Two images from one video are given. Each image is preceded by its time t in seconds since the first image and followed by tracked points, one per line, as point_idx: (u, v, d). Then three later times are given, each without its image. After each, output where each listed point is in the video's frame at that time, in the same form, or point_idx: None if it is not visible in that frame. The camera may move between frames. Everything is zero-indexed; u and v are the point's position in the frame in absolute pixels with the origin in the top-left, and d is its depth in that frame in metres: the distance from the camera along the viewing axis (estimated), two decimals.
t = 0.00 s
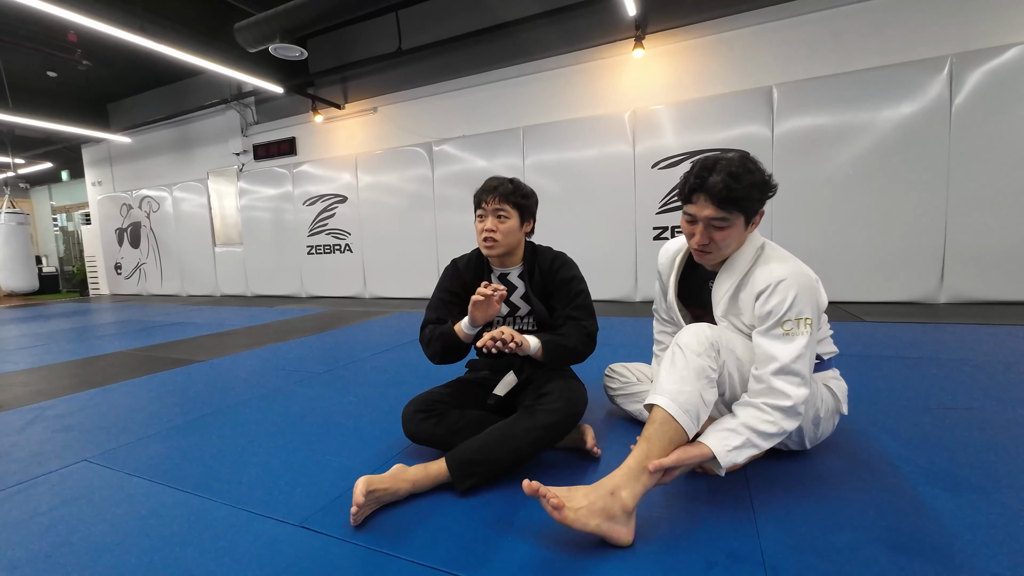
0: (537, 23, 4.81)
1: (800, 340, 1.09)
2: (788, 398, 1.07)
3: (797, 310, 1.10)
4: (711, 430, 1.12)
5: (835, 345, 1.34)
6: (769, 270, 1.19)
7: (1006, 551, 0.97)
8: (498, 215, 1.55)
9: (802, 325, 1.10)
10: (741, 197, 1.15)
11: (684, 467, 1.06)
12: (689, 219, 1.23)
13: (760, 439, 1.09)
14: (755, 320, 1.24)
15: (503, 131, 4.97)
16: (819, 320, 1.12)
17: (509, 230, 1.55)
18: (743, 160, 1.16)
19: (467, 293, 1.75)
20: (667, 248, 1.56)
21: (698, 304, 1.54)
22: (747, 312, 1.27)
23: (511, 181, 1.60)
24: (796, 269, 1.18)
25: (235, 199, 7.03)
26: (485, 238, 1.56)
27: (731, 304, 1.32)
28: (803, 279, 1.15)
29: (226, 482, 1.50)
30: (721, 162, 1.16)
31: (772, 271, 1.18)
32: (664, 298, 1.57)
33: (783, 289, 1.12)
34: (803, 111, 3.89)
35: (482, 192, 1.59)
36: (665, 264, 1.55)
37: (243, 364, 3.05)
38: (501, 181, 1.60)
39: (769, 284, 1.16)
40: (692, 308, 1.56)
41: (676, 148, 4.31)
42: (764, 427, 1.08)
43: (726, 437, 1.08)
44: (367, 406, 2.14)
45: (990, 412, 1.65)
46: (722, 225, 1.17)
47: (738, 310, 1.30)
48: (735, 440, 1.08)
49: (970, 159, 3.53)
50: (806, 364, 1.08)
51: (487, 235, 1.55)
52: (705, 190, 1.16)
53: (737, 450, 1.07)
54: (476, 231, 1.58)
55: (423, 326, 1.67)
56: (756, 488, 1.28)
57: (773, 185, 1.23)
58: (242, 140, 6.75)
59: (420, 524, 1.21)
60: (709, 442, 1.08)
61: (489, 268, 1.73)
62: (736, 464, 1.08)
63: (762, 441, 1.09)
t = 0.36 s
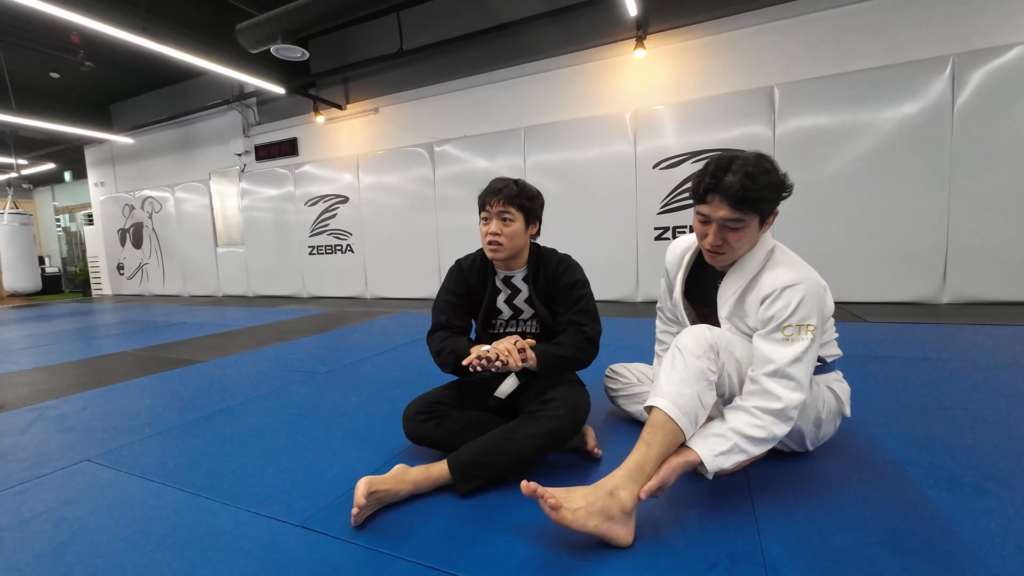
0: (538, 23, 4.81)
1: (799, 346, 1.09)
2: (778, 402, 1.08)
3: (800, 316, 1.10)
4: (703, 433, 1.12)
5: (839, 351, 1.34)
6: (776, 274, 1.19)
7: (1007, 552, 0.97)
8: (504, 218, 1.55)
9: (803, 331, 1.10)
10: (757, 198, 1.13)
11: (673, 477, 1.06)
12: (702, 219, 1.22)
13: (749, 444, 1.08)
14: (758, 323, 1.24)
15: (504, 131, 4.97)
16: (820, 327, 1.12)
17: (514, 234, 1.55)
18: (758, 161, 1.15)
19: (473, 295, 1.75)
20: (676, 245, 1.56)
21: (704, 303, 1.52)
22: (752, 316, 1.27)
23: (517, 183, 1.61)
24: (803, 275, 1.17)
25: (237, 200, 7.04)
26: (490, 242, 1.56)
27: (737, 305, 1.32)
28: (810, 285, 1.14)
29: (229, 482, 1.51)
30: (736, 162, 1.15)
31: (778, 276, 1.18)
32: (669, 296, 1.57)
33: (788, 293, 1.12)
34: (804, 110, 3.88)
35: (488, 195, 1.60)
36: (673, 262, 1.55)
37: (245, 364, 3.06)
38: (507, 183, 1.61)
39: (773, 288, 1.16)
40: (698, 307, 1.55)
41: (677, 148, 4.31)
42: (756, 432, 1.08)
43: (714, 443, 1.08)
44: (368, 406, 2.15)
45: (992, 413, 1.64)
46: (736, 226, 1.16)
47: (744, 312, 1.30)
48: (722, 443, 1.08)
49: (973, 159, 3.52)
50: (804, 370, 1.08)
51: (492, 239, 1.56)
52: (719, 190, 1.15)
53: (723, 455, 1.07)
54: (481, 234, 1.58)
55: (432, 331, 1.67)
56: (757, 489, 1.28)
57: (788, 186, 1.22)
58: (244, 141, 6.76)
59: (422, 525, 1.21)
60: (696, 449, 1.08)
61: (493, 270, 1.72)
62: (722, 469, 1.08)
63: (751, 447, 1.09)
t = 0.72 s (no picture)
0: (539, 23, 4.81)
1: (819, 350, 1.09)
2: (806, 408, 1.09)
3: (816, 319, 1.10)
4: (729, 428, 1.15)
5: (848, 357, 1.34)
6: (788, 276, 1.18)
7: (1008, 552, 0.97)
8: (515, 219, 1.56)
9: (821, 334, 1.10)
10: (768, 201, 1.13)
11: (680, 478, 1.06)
12: (711, 221, 1.21)
13: (777, 444, 1.11)
14: (770, 326, 1.23)
15: (505, 132, 4.97)
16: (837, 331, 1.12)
17: (523, 235, 1.57)
18: (769, 163, 1.14)
19: (472, 296, 1.74)
20: (686, 245, 1.57)
21: (711, 303, 1.51)
22: (762, 320, 1.26)
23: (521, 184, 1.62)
24: (815, 276, 1.17)
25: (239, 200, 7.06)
26: (501, 244, 1.55)
27: (747, 307, 1.31)
28: (824, 286, 1.14)
29: (231, 482, 1.51)
30: (747, 164, 1.14)
31: (790, 278, 1.17)
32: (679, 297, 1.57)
33: (803, 296, 1.12)
34: (805, 110, 3.88)
35: (495, 194, 1.58)
36: (682, 262, 1.55)
37: (247, 364, 3.06)
38: (511, 183, 1.61)
39: (787, 290, 1.15)
40: (705, 308, 1.54)
41: (679, 149, 4.30)
42: (782, 432, 1.11)
43: (740, 438, 1.11)
44: (371, 406, 2.15)
45: (994, 414, 1.64)
46: (746, 229, 1.16)
47: (754, 313, 1.29)
48: (747, 442, 1.11)
49: (975, 158, 3.51)
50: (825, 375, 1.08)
51: (504, 240, 1.55)
52: (729, 193, 1.14)
53: (749, 450, 1.10)
54: (491, 236, 1.56)
55: (433, 333, 1.66)
56: (759, 489, 1.28)
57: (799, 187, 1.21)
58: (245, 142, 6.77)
59: (423, 524, 1.21)
60: (726, 442, 1.11)
61: (493, 270, 1.71)
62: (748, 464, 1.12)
63: (778, 446, 1.11)
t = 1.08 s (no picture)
0: (540, 23, 4.81)
1: (828, 358, 1.09)
2: (815, 415, 1.10)
3: (828, 326, 1.10)
4: (733, 435, 1.15)
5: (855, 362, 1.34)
6: (800, 282, 1.18)
7: (1005, 551, 0.98)
8: (513, 217, 1.57)
9: (832, 341, 1.10)
10: (782, 205, 1.12)
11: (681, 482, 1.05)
12: (723, 224, 1.20)
13: (781, 452, 1.11)
14: (779, 331, 1.23)
15: (506, 132, 4.97)
16: (848, 338, 1.13)
17: (521, 232, 1.57)
18: (783, 166, 1.13)
19: (471, 297, 1.74)
20: (694, 245, 1.57)
21: (718, 304, 1.52)
22: (771, 325, 1.26)
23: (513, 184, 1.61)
24: (826, 283, 1.16)
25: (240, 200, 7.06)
26: (501, 242, 1.54)
27: (756, 311, 1.31)
28: (835, 293, 1.14)
29: (231, 482, 1.52)
30: (762, 167, 1.13)
31: (802, 284, 1.17)
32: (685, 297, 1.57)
33: (814, 302, 1.12)
34: (806, 111, 3.88)
35: (492, 193, 1.58)
36: (689, 263, 1.55)
37: (248, 364, 3.07)
38: (506, 183, 1.61)
39: (799, 297, 1.15)
40: (712, 308, 1.54)
41: (680, 149, 4.30)
42: (789, 440, 1.11)
43: (746, 445, 1.11)
44: (371, 406, 2.15)
45: (995, 414, 1.64)
46: (758, 233, 1.15)
47: (763, 317, 1.29)
48: (751, 450, 1.11)
49: (977, 158, 3.50)
50: (836, 383, 1.09)
51: (502, 238, 1.54)
52: (742, 197, 1.13)
53: (755, 458, 1.10)
54: (492, 236, 1.55)
55: (434, 338, 1.67)
56: (759, 489, 1.28)
57: (813, 191, 1.20)
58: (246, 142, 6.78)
59: (423, 524, 1.22)
60: (732, 450, 1.11)
61: (491, 270, 1.71)
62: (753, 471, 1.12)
63: (783, 454, 1.11)
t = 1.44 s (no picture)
0: (540, 23, 4.81)
1: (846, 365, 1.11)
2: (833, 416, 1.13)
3: (844, 331, 1.10)
4: (751, 425, 1.20)
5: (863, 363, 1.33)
6: (814, 286, 1.17)
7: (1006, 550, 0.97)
8: (492, 217, 1.55)
9: (848, 347, 1.11)
10: (796, 204, 1.12)
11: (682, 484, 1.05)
12: (735, 224, 1.19)
13: (796, 447, 1.16)
14: (790, 334, 1.23)
15: (506, 132, 4.97)
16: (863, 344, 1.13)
17: (503, 232, 1.56)
18: (798, 165, 1.13)
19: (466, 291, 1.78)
20: (701, 243, 1.56)
21: (725, 305, 1.51)
22: (782, 327, 1.26)
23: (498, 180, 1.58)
24: (840, 286, 1.16)
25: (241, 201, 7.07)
26: (480, 242, 1.57)
27: (765, 313, 1.30)
28: (849, 297, 1.13)
29: (230, 481, 1.52)
30: (776, 165, 1.13)
31: (816, 289, 1.16)
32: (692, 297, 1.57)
33: (829, 308, 1.12)
34: (806, 110, 3.87)
35: (474, 196, 1.58)
36: (696, 261, 1.54)
37: (248, 364, 3.07)
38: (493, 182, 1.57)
39: (813, 301, 1.14)
40: (718, 308, 1.54)
41: (681, 149, 4.30)
42: (806, 438, 1.15)
43: (760, 437, 1.17)
44: (371, 406, 2.15)
45: (997, 413, 1.64)
46: (771, 233, 1.14)
47: (773, 319, 1.29)
48: (769, 440, 1.16)
49: (978, 158, 3.50)
50: (853, 389, 1.11)
51: (482, 239, 1.56)
52: (755, 196, 1.13)
53: (769, 449, 1.16)
54: (471, 234, 1.58)
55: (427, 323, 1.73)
56: (761, 489, 1.28)
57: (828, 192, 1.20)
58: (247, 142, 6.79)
59: (422, 522, 1.22)
60: (746, 438, 1.17)
61: (486, 265, 1.74)
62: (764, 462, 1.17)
63: (798, 449, 1.16)
